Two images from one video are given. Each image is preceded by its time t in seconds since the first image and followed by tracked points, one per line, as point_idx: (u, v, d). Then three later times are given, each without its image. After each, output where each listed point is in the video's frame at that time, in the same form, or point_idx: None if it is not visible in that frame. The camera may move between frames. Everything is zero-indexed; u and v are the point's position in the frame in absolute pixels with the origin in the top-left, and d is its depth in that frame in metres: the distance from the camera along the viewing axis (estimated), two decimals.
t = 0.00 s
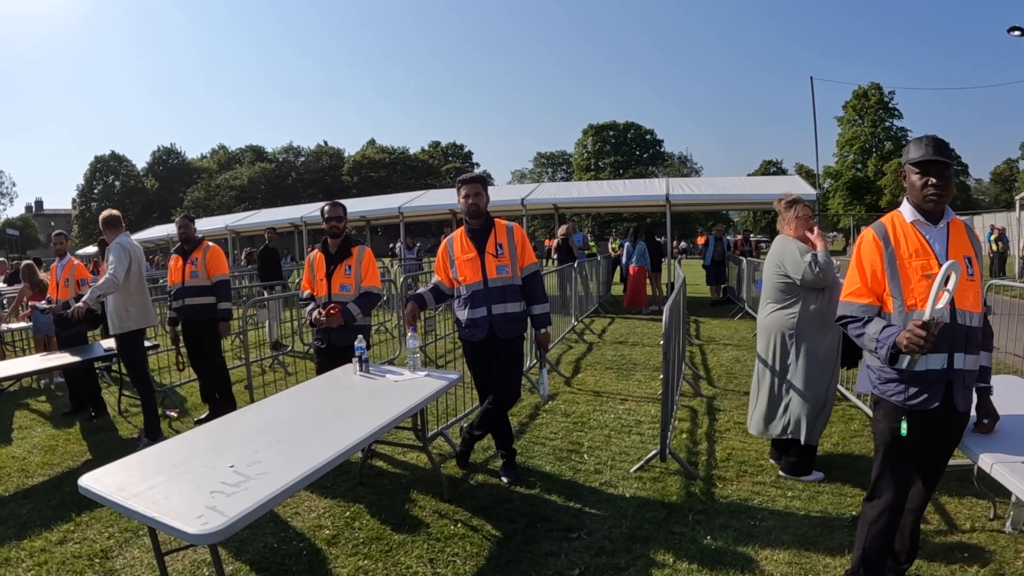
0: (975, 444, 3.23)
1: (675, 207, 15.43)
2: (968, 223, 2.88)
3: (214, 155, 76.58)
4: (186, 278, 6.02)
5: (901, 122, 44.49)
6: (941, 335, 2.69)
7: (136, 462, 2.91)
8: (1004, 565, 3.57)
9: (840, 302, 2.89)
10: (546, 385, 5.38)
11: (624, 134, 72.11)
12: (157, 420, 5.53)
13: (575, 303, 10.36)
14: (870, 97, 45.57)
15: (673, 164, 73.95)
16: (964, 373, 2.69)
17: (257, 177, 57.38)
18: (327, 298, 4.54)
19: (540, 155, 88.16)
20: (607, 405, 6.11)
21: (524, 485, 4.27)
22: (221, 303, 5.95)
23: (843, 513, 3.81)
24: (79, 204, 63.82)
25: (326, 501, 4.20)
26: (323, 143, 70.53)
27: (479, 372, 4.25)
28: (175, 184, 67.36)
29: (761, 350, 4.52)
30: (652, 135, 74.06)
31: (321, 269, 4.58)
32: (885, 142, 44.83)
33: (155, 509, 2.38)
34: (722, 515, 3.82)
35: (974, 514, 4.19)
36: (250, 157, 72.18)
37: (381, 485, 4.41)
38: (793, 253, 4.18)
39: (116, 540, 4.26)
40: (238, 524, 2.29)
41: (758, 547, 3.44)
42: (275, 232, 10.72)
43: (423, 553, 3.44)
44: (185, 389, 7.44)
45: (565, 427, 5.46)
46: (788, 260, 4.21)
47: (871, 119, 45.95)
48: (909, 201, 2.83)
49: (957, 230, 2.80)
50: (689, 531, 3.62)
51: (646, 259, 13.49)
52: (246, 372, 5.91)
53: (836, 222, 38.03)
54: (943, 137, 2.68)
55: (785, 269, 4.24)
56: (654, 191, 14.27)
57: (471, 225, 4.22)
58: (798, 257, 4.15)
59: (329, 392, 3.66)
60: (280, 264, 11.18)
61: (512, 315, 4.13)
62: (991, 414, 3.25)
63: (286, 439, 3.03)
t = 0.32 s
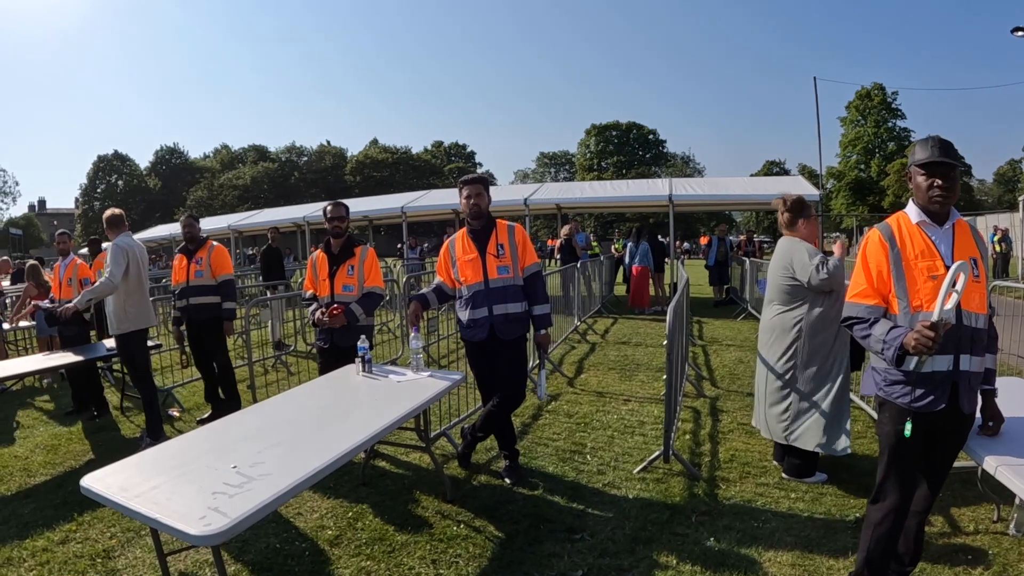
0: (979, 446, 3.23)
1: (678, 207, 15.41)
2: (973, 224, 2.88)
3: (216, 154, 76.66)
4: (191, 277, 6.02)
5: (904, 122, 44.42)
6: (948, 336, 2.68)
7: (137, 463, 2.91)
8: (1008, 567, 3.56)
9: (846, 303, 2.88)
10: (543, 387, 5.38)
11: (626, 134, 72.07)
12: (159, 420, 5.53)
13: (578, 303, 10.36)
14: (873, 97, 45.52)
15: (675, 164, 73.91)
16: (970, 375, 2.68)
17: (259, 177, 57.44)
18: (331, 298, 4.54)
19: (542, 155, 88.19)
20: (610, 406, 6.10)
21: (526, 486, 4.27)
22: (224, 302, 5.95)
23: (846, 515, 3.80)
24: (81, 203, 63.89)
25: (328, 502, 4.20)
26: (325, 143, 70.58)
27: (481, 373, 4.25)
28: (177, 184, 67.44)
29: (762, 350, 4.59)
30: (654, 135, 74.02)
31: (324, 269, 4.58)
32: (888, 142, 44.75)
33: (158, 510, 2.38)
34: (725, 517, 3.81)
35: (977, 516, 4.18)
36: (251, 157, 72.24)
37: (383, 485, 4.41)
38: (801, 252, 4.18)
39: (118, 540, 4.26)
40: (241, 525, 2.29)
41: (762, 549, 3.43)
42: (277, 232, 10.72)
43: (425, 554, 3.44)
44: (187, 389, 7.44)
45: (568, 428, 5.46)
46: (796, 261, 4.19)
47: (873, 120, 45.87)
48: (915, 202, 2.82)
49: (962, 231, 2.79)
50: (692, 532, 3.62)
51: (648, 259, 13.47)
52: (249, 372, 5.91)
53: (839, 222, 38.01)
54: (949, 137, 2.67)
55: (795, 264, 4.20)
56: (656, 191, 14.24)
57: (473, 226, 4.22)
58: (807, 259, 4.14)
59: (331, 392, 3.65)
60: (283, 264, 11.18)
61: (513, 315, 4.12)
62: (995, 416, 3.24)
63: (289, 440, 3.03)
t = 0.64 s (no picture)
0: (980, 447, 3.21)
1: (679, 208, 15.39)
2: (973, 224, 2.87)
3: (217, 155, 76.74)
4: (191, 277, 6.03)
5: (905, 123, 44.39)
6: (948, 336, 2.68)
7: (136, 462, 2.91)
8: (1010, 569, 3.54)
9: (846, 304, 2.87)
10: (544, 387, 5.22)
11: (627, 135, 72.06)
12: (159, 420, 5.53)
13: (578, 304, 10.35)
14: (874, 98, 45.48)
15: (676, 166, 73.88)
16: (971, 375, 2.67)
17: (260, 178, 57.52)
18: (331, 299, 4.54)
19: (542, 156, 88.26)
20: (610, 407, 6.10)
21: (526, 486, 4.26)
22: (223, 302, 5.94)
23: (847, 516, 3.79)
24: (82, 204, 63.97)
25: (328, 502, 4.20)
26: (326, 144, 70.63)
27: (481, 374, 4.24)
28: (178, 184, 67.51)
29: (762, 350, 4.56)
30: (655, 136, 73.99)
31: (325, 270, 4.58)
32: (889, 143, 44.72)
33: (156, 510, 2.38)
34: (726, 518, 3.80)
35: (978, 517, 4.17)
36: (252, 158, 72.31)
37: (383, 486, 4.41)
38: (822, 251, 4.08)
39: (117, 540, 4.26)
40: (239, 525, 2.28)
41: (763, 550, 3.42)
42: (278, 233, 10.71)
43: (425, 555, 3.43)
44: (187, 389, 7.44)
45: (569, 428, 5.45)
46: (816, 258, 4.08)
47: (874, 121, 45.83)
48: (914, 202, 2.82)
49: (962, 231, 2.78)
50: (693, 534, 3.60)
51: (649, 260, 13.45)
52: (249, 372, 5.90)
53: (840, 223, 37.98)
54: (948, 137, 2.66)
55: (809, 257, 4.11)
56: (657, 192, 14.23)
57: (472, 226, 4.21)
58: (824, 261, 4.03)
59: (331, 392, 3.65)
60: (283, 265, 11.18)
61: (514, 316, 4.11)
62: (996, 417, 3.23)
63: (288, 440, 3.02)
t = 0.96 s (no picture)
0: (979, 447, 3.22)
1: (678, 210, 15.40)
2: (973, 224, 2.87)
3: (217, 157, 76.78)
4: (189, 278, 6.05)
5: (904, 125, 44.43)
6: (947, 336, 2.68)
7: (136, 463, 2.91)
8: (1009, 568, 3.55)
9: (845, 304, 2.88)
10: (545, 387, 5.20)
11: (626, 138, 72.16)
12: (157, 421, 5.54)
13: (578, 306, 10.37)
14: (873, 100, 45.57)
15: (675, 167, 73.94)
16: (970, 375, 2.67)
17: (260, 179, 57.55)
18: (331, 299, 4.55)
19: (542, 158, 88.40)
20: (610, 407, 6.10)
21: (526, 487, 4.26)
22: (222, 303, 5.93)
23: (847, 517, 3.79)
24: (82, 205, 63.96)
25: (328, 503, 4.20)
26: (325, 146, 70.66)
27: (482, 375, 4.25)
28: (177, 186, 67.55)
29: (762, 351, 4.50)
30: (654, 138, 74.04)
31: (325, 270, 4.59)
32: (888, 145, 44.80)
33: (155, 510, 2.38)
34: (726, 518, 3.80)
35: (978, 518, 4.17)
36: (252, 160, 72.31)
37: (384, 486, 4.41)
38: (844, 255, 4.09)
39: (117, 541, 4.25)
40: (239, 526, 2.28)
41: (763, 550, 3.43)
42: (277, 234, 10.70)
43: (426, 555, 3.43)
44: (187, 390, 7.46)
45: (569, 429, 5.45)
46: (837, 261, 4.07)
47: (873, 123, 45.90)
48: (913, 203, 2.82)
49: (961, 231, 2.78)
50: (693, 534, 3.60)
51: (648, 262, 13.45)
52: (248, 373, 5.90)
53: (839, 225, 38.02)
54: (945, 137, 2.67)
55: (830, 258, 4.09)
56: (656, 193, 14.25)
57: (472, 227, 4.21)
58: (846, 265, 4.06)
59: (332, 393, 3.65)
60: (282, 266, 11.19)
61: (514, 316, 4.11)
62: (995, 416, 3.23)
63: (289, 440, 3.02)
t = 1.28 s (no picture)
0: (973, 448, 3.23)
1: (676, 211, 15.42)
2: (966, 227, 2.88)
3: (216, 157, 76.79)
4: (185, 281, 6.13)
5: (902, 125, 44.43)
6: (941, 339, 2.69)
7: (136, 464, 2.92)
8: (1004, 569, 3.56)
9: (840, 307, 2.89)
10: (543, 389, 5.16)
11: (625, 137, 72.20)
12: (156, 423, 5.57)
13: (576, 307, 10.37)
14: (871, 101, 45.62)
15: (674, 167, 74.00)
16: (963, 377, 2.69)
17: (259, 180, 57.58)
18: (328, 301, 4.56)
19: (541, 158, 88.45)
20: (607, 409, 6.12)
21: (523, 488, 4.28)
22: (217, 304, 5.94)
23: (842, 517, 3.81)
24: (81, 205, 63.94)
25: (326, 504, 4.21)
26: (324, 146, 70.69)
27: (479, 377, 4.26)
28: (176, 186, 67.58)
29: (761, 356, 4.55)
30: (652, 138, 74.03)
31: (323, 273, 4.60)
32: (886, 146, 44.86)
33: (156, 512, 2.39)
34: (722, 519, 3.82)
35: (974, 518, 4.18)
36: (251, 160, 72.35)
37: (382, 487, 4.43)
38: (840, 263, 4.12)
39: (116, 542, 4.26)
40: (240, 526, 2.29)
41: (759, 551, 3.44)
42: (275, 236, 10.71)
43: (424, 556, 3.45)
44: (185, 390, 7.54)
45: (566, 431, 5.46)
46: (834, 268, 4.10)
47: (871, 124, 45.95)
48: (906, 207, 2.84)
49: (955, 235, 2.80)
50: (690, 535, 3.62)
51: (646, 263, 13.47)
52: (246, 374, 5.92)
53: (837, 226, 38.04)
54: (939, 142, 2.69)
55: (827, 264, 4.11)
56: (654, 195, 14.28)
57: (470, 229, 4.21)
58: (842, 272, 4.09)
59: (330, 395, 3.66)
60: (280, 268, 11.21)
61: (511, 319, 4.13)
62: (989, 417, 3.24)
63: (289, 442, 3.04)
